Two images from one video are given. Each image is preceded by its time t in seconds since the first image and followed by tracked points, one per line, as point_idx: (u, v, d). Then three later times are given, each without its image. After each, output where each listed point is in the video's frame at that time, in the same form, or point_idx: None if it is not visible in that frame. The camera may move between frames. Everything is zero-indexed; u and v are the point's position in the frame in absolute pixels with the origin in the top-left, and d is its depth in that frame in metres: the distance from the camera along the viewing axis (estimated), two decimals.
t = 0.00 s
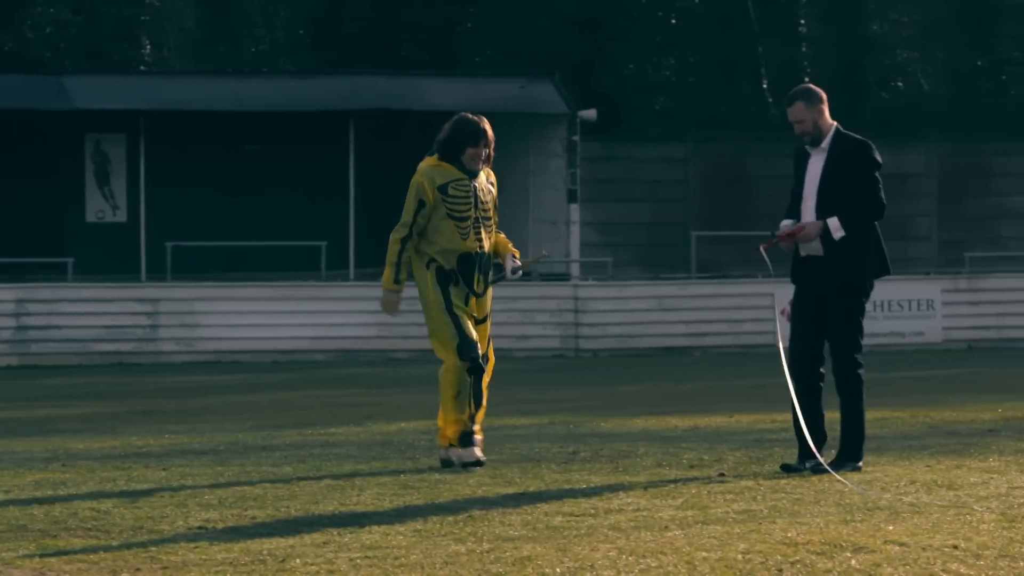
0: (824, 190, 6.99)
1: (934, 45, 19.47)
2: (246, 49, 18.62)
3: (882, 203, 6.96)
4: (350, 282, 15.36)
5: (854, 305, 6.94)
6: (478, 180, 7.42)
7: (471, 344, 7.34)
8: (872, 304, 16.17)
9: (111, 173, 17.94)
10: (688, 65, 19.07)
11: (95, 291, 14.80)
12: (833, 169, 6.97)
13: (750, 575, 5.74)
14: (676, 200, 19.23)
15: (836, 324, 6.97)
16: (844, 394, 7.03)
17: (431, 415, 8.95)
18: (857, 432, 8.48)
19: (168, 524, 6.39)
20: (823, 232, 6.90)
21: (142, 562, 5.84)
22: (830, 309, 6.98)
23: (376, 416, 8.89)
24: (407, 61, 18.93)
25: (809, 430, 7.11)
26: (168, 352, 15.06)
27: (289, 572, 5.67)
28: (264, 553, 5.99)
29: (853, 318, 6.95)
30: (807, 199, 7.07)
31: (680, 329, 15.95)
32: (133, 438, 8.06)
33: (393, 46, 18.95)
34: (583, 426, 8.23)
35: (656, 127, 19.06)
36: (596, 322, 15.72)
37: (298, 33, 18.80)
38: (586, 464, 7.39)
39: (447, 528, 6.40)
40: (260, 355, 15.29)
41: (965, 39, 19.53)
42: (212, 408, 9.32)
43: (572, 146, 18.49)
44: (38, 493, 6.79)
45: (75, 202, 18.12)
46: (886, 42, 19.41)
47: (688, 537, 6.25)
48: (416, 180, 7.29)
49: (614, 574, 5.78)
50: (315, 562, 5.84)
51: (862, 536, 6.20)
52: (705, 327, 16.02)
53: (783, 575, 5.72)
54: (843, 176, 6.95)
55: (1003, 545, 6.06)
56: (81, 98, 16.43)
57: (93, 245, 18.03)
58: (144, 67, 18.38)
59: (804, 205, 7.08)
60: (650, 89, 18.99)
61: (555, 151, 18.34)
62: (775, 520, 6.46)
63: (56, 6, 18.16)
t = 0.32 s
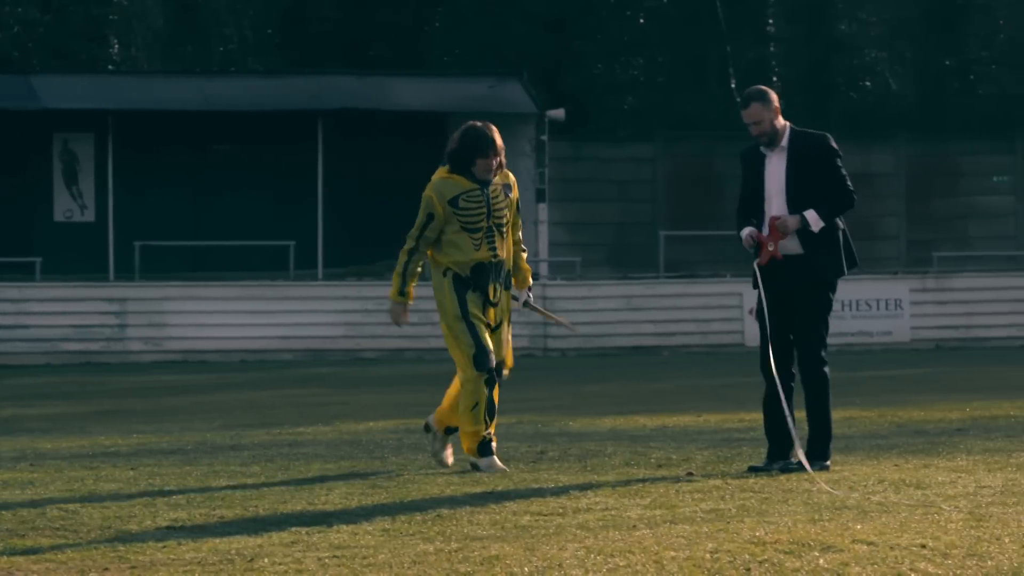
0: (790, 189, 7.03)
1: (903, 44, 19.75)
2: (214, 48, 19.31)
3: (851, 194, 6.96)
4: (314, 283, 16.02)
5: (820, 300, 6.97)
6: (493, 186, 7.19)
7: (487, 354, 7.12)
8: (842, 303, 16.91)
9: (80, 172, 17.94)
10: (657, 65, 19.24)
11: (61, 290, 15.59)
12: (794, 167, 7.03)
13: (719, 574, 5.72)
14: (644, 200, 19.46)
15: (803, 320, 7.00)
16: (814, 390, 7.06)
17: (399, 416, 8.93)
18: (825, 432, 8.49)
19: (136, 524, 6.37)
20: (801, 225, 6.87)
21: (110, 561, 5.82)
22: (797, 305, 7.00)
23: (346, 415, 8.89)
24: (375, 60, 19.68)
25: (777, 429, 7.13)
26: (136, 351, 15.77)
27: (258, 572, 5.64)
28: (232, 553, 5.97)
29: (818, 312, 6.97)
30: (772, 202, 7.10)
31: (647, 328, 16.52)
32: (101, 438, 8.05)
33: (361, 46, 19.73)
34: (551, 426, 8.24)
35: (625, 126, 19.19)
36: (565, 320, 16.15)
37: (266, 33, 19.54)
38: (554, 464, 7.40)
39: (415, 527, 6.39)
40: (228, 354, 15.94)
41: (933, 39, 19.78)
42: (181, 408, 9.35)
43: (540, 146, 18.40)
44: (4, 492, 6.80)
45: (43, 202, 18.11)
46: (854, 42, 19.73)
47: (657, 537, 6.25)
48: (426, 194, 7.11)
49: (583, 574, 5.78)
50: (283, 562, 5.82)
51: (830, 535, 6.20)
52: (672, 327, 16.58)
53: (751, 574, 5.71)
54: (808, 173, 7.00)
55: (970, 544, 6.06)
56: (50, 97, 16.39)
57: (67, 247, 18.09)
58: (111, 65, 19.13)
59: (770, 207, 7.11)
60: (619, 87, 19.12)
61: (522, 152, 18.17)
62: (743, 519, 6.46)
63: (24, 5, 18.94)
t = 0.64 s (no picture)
0: (761, 188, 7.07)
1: (872, 44, 19.43)
2: (184, 48, 19.09)
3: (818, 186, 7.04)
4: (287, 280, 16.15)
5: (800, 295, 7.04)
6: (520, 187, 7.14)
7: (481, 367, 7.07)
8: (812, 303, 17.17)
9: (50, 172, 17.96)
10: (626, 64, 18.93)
11: (32, 290, 15.66)
12: (761, 165, 7.07)
13: (689, 573, 5.72)
14: (613, 199, 19.21)
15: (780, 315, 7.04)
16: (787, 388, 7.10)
17: (369, 415, 8.90)
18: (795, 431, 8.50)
19: (105, 523, 6.33)
20: (778, 217, 6.88)
21: (79, 560, 5.81)
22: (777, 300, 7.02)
23: (316, 414, 8.86)
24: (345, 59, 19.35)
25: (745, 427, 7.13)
26: (106, 351, 15.85)
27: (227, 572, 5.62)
28: (202, 552, 5.95)
29: (797, 309, 7.04)
30: (742, 203, 7.12)
31: (618, 328, 16.75)
32: (70, 437, 8.02)
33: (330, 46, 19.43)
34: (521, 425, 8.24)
35: (594, 125, 18.93)
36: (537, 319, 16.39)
37: (236, 32, 19.34)
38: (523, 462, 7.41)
39: (385, 526, 6.39)
40: (198, 354, 16.05)
41: (905, 38, 19.46)
42: (151, 406, 9.36)
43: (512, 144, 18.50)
44: None
45: (15, 201, 18.12)
46: (824, 41, 19.40)
47: (627, 536, 6.24)
48: (464, 186, 7.02)
49: (554, 573, 5.77)
50: (253, 561, 5.81)
51: (800, 534, 6.20)
52: (644, 327, 16.84)
53: (722, 573, 5.70)
54: (776, 170, 7.06)
55: (941, 543, 6.05)
56: (21, 97, 16.29)
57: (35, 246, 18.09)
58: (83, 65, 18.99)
59: (740, 208, 7.11)
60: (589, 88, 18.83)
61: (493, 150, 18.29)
62: (713, 519, 6.46)
63: None
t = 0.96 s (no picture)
0: (739, 185, 7.08)
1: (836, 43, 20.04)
2: (148, 46, 19.05)
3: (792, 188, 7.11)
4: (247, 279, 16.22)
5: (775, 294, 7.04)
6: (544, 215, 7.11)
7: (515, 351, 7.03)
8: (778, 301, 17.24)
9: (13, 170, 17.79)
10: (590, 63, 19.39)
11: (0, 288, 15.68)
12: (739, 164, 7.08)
13: (652, 572, 5.72)
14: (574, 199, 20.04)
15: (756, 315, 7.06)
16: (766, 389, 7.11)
17: (333, 413, 8.90)
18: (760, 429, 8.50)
19: (69, 523, 6.30)
20: (757, 216, 6.90)
21: (43, 560, 5.78)
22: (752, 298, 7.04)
23: (280, 413, 8.86)
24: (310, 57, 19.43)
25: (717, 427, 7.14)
26: (68, 350, 15.88)
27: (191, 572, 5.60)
28: (165, 551, 5.93)
29: (776, 309, 7.05)
30: (717, 198, 7.10)
31: (582, 326, 16.78)
32: (32, 435, 8.02)
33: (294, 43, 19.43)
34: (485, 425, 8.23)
35: (560, 124, 19.39)
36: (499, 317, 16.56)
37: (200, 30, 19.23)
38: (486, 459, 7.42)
39: (350, 525, 6.38)
40: (162, 353, 16.13)
41: (870, 37, 20.12)
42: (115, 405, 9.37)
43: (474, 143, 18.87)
44: None
45: None
46: (788, 40, 19.95)
47: (591, 534, 6.24)
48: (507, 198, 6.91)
49: (517, 571, 5.77)
50: (217, 560, 5.80)
51: (763, 533, 6.20)
52: (607, 326, 16.89)
53: (685, 571, 5.71)
54: (753, 169, 7.07)
55: (904, 542, 6.05)
56: None
57: None
58: (45, 63, 18.85)
59: (716, 202, 7.09)
60: (553, 87, 19.33)
61: (456, 149, 18.74)
62: (676, 518, 6.45)
63: None
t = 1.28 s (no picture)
0: (727, 185, 7.05)
1: (791, 41, 20.94)
2: (103, 45, 19.05)
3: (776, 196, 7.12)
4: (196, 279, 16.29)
5: (753, 298, 7.05)
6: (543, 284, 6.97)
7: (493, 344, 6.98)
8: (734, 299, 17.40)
9: None
10: (546, 61, 20.29)
11: None
12: (728, 165, 7.06)
13: (607, 570, 5.68)
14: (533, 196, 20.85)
15: (732, 317, 7.08)
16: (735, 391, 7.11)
17: (287, 412, 8.91)
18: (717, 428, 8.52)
19: (22, 522, 6.21)
20: (741, 215, 6.87)
21: None
22: (730, 300, 7.05)
23: (234, 412, 8.89)
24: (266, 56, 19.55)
25: (681, 426, 7.14)
26: (24, 347, 15.99)
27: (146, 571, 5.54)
28: (121, 549, 5.86)
29: (752, 311, 7.08)
30: (704, 197, 7.06)
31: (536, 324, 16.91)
32: None
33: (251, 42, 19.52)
34: (440, 424, 8.24)
35: (515, 123, 20.48)
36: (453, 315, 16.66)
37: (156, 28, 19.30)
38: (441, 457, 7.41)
39: (305, 523, 6.32)
40: (116, 351, 16.25)
41: (826, 37, 21.05)
42: (69, 404, 9.36)
43: (429, 141, 19.49)
44: None
45: None
46: (744, 39, 20.84)
47: (546, 533, 6.21)
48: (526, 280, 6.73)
49: (472, 568, 5.73)
50: (172, 558, 5.75)
51: (718, 530, 6.19)
52: (562, 324, 17.03)
53: (640, 568, 5.68)
54: (742, 170, 7.06)
55: (858, 539, 6.04)
56: None
57: None
58: None
59: (702, 202, 7.06)
60: (509, 85, 20.26)
61: (411, 147, 19.43)
62: (632, 515, 6.44)
63: None
